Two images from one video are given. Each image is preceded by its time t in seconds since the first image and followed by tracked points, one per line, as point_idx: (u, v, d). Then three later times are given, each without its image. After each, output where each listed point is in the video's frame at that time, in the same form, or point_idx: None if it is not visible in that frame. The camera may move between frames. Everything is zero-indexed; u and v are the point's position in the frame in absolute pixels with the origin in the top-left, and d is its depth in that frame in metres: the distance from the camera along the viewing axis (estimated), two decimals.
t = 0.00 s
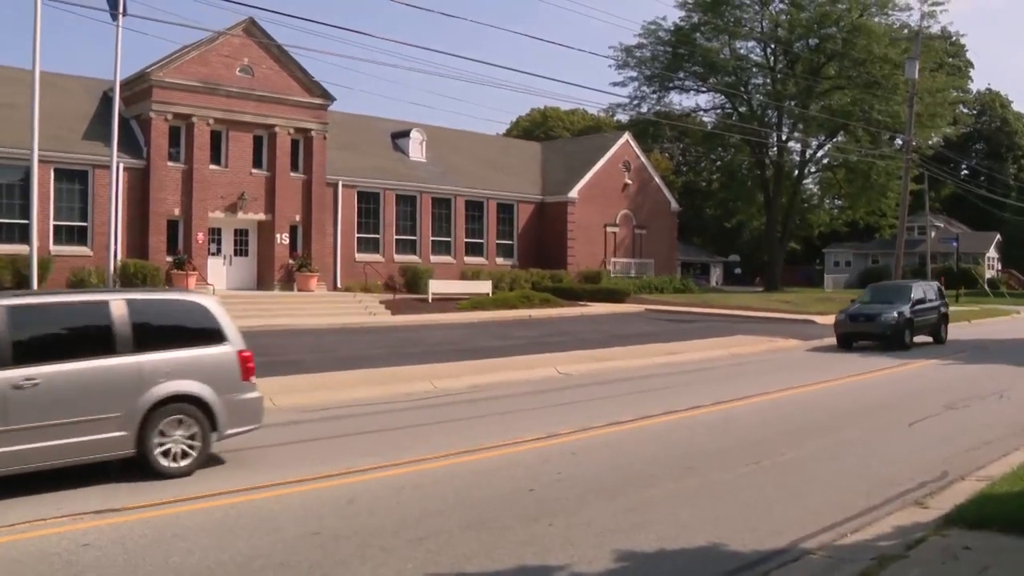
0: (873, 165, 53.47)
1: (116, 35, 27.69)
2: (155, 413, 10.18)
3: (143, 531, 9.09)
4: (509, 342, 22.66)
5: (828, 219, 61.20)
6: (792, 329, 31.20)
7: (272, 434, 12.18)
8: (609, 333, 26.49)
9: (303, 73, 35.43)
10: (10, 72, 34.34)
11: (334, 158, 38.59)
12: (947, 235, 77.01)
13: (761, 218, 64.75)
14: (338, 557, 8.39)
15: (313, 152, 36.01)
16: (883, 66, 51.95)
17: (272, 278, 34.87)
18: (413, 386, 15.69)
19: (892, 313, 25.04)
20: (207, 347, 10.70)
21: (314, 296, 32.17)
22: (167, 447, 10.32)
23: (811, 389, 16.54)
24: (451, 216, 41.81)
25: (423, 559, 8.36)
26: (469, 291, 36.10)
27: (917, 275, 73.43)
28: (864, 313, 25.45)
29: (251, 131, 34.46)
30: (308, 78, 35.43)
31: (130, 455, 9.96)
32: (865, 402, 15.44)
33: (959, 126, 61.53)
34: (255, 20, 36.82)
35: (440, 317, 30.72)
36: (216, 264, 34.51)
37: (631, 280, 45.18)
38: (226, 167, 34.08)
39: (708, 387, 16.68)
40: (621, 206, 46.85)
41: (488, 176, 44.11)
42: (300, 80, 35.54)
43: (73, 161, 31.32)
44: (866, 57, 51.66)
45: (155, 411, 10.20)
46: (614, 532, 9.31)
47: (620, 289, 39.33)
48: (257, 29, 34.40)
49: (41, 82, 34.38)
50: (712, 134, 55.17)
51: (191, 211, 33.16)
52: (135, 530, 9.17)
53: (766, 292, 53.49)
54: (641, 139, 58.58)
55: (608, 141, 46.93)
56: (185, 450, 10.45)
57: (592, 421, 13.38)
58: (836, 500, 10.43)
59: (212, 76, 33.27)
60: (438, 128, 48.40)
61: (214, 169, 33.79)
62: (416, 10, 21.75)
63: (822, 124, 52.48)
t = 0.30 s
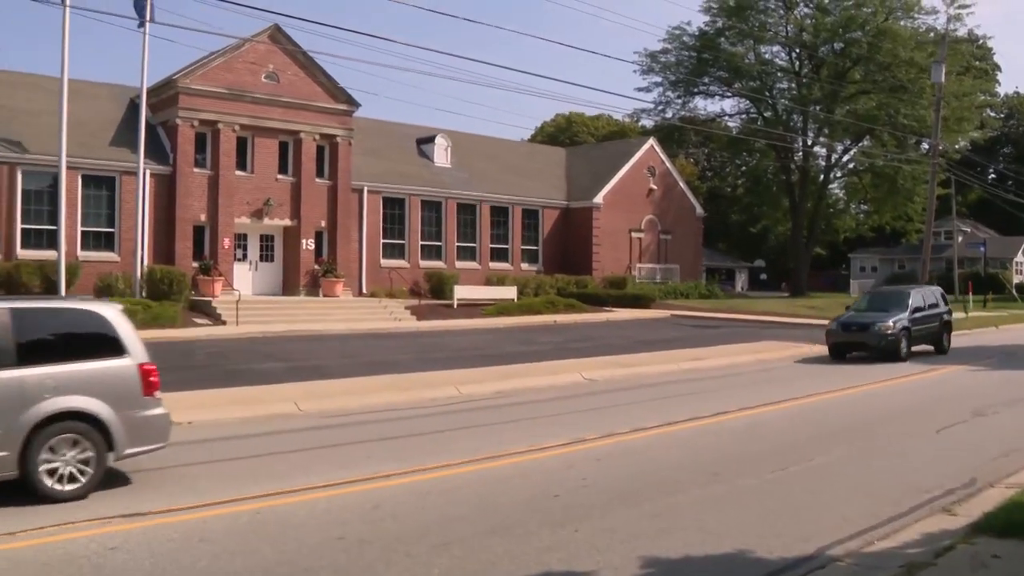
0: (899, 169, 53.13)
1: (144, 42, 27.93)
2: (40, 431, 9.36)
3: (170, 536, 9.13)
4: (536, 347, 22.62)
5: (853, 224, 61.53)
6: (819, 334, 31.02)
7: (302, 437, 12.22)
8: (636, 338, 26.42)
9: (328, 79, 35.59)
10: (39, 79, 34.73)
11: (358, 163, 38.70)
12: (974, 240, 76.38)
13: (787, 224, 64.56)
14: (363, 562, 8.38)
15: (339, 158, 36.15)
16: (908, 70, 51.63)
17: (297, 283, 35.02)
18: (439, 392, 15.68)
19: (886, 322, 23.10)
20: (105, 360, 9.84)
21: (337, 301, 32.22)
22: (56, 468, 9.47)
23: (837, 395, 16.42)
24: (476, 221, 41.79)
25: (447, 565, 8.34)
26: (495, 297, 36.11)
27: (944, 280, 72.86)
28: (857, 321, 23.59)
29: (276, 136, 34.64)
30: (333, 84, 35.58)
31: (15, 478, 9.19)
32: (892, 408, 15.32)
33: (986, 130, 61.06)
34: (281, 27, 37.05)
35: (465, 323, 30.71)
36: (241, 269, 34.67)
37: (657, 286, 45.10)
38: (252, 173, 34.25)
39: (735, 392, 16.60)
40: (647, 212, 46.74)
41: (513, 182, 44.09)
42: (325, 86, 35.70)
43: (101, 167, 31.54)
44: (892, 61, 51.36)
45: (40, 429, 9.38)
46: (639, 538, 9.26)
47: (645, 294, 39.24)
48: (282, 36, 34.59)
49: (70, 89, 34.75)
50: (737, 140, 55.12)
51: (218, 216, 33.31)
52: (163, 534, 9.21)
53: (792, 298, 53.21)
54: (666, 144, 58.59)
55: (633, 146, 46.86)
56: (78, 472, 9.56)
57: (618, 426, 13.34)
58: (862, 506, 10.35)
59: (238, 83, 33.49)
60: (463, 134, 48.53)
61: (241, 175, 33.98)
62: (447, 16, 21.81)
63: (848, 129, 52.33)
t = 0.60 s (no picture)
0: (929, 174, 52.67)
1: (173, 51, 28.21)
2: None
3: (201, 540, 9.17)
4: (566, 353, 22.58)
5: (882, 228, 61.37)
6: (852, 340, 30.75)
7: (333, 442, 12.26)
8: (665, 344, 26.30)
9: (357, 86, 35.74)
10: (72, 86, 35.11)
11: (385, 169, 38.78)
12: (1005, 244, 75.61)
13: (817, 229, 64.16)
14: (391, 567, 8.38)
15: (367, 164, 36.21)
16: (937, 74, 51.26)
17: (326, 288, 35.20)
18: (467, 397, 15.66)
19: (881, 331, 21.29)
20: None
21: (365, 307, 32.33)
22: None
23: (868, 401, 16.26)
24: (505, 226, 41.67)
25: (475, 570, 8.32)
26: (523, 303, 36.10)
27: (975, 285, 72.11)
28: (850, 330, 21.77)
29: (305, 143, 34.83)
30: (361, 90, 35.74)
31: None
32: (924, 414, 15.15)
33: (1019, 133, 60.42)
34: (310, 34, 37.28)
35: (494, 328, 30.69)
36: (270, 274, 34.73)
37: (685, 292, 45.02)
38: (281, 179, 34.45)
39: (764, 399, 16.49)
40: (675, 217, 46.55)
41: (541, 187, 44.02)
42: (353, 92, 35.85)
43: (132, 174, 31.80)
44: (921, 64, 51.01)
45: None
46: (668, 544, 9.21)
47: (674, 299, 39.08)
48: (311, 42, 34.78)
49: (101, 96, 35.10)
50: (765, 144, 55.10)
51: (247, 222, 33.52)
52: (193, 537, 9.28)
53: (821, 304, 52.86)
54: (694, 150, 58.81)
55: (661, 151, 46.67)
56: None
57: (647, 432, 13.29)
58: (894, 513, 10.24)
59: (267, 89, 33.70)
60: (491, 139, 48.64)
61: (269, 181, 34.17)
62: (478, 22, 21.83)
63: (877, 133, 52.04)
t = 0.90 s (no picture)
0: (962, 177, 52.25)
1: (205, 57, 28.46)
2: None
3: (233, 544, 9.20)
4: (597, 358, 22.54)
5: (915, 233, 60.87)
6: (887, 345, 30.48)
7: (366, 445, 12.26)
8: (695, 349, 26.15)
9: (388, 91, 35.83)
10: (105, 93, 35.47)
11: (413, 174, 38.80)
12: None
13: (848, 233, 63.86)
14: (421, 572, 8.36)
15: (398, 170, 36.34)
16: (971, 76, 50.87)
17: (357, 293, 35.31)
18: (496, 402, 15.65)
19: (873, 339, 19.84)
20: None
21: (394, 312, 32.39)
22: None
23: (898, 407, 16.09)
24: (535, 231, 41.61)
25: None
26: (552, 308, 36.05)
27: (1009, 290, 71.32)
28: (841, 339, 20.35)
29: (336, 149, 35.00)
30: (392, 96, 35.84)
31: None
32: (959, 420, 14.97)
33: None
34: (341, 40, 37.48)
35: (525, 333, 30.71)
36: (301, 279, 34.84)
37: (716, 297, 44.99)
38: (312, 185, 34.62)
39: (797, 404, 16.36)
40: (705, 222, 46.41)
41: (570, 192, 43.90)
42: (384, 98, 35.95)
43: (164, 180, 32.02)
44: (953, 66, 50.70)
45: None
46: (699, 550, 9.13)
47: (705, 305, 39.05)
48: (342, 48, 34.92)
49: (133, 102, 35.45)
50: (796, 148, 55.29)
51: (278, 227, 33.70)
52: (224, 542, 9.32)
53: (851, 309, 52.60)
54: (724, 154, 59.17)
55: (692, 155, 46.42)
56: None
57: (679, 438, 13.22)
58: (927, 521, 10.11)
59: (297, 95, 33.89)
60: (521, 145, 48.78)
61: (300, 187, 34.35)
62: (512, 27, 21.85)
63: (908, 137, 51.36)
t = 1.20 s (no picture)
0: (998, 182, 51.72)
1: (239, 64, 28.70)
2: None
3: (267, 550, 9.24)
4: (631, 365, 22.48)
5: (949, 239, 60.33)
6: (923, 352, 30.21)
7: (399, 451, 12.28)
8: (729, 356, 26.02)
9: (420, 98, 35.92)
10: (140, 102, 35.83)
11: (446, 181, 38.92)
12: None
13: (881, 239, 63.50)
14: None
15: (430, 176, 36.38)
16: (1006, 79, 50.63)
17: (390, 300, 35.38)
18: (529, 409, 15.63)
19: (864, 349, 18.50)
20: None
21: (426, 318, 32.52)
22: None
23: (934, 414, 15.92)
24: (567, 238, 41.58)
25: None
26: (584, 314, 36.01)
27: None
28: (830, 349, 19.00)
29: (368, 156, 35.10)
30: (424, 103, 35.93)
31: None
32: (996, 428, 14.78)
33: None
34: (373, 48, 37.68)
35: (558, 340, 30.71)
36: (334, 286, 35.17)
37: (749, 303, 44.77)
38: (344, 192, 34.79)
39: (830, 412, 16.24)
40: (738, 228, 46.16)
41: (602, 198, 43.91)
42: (417, 105, 36.04)
43: (197, 188, 32.26)
44: (988, 70, 50.28)
45: None
46: (733, 557, 9.08)
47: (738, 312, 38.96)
48: (373, 56, 35.10)
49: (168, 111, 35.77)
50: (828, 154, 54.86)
51: (310, 234, 33.93)
52: (258, 548, 9.35)
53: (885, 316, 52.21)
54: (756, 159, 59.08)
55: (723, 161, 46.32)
56: None
57: (712, 444, 13.16)
58: (964, 529, 9.99)
59: (330, 103, 34.06)
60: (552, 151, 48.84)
61: (333, 194, 34.54)
62: (547, 34, 21.89)
63: (944, 142, 50.98)
